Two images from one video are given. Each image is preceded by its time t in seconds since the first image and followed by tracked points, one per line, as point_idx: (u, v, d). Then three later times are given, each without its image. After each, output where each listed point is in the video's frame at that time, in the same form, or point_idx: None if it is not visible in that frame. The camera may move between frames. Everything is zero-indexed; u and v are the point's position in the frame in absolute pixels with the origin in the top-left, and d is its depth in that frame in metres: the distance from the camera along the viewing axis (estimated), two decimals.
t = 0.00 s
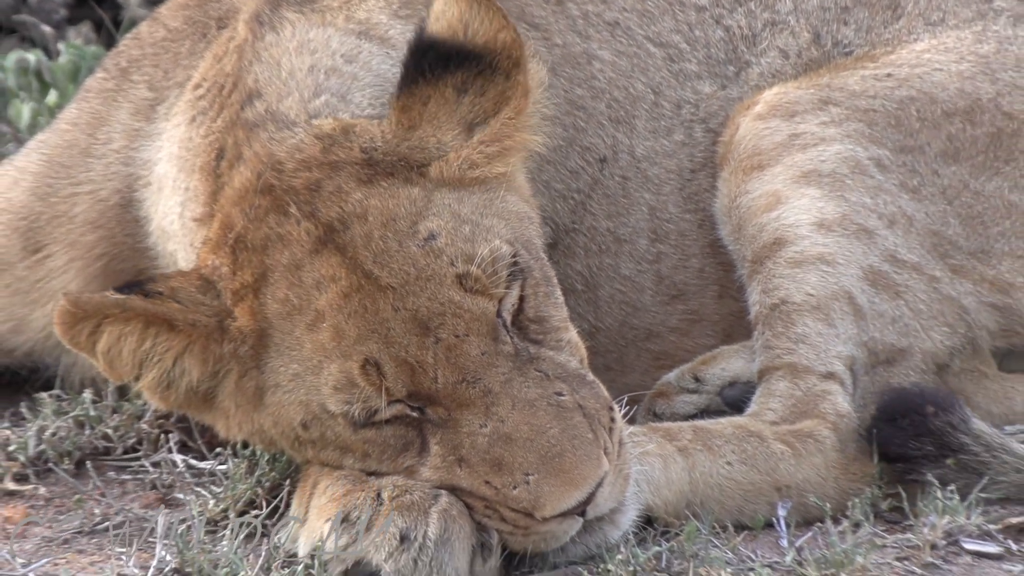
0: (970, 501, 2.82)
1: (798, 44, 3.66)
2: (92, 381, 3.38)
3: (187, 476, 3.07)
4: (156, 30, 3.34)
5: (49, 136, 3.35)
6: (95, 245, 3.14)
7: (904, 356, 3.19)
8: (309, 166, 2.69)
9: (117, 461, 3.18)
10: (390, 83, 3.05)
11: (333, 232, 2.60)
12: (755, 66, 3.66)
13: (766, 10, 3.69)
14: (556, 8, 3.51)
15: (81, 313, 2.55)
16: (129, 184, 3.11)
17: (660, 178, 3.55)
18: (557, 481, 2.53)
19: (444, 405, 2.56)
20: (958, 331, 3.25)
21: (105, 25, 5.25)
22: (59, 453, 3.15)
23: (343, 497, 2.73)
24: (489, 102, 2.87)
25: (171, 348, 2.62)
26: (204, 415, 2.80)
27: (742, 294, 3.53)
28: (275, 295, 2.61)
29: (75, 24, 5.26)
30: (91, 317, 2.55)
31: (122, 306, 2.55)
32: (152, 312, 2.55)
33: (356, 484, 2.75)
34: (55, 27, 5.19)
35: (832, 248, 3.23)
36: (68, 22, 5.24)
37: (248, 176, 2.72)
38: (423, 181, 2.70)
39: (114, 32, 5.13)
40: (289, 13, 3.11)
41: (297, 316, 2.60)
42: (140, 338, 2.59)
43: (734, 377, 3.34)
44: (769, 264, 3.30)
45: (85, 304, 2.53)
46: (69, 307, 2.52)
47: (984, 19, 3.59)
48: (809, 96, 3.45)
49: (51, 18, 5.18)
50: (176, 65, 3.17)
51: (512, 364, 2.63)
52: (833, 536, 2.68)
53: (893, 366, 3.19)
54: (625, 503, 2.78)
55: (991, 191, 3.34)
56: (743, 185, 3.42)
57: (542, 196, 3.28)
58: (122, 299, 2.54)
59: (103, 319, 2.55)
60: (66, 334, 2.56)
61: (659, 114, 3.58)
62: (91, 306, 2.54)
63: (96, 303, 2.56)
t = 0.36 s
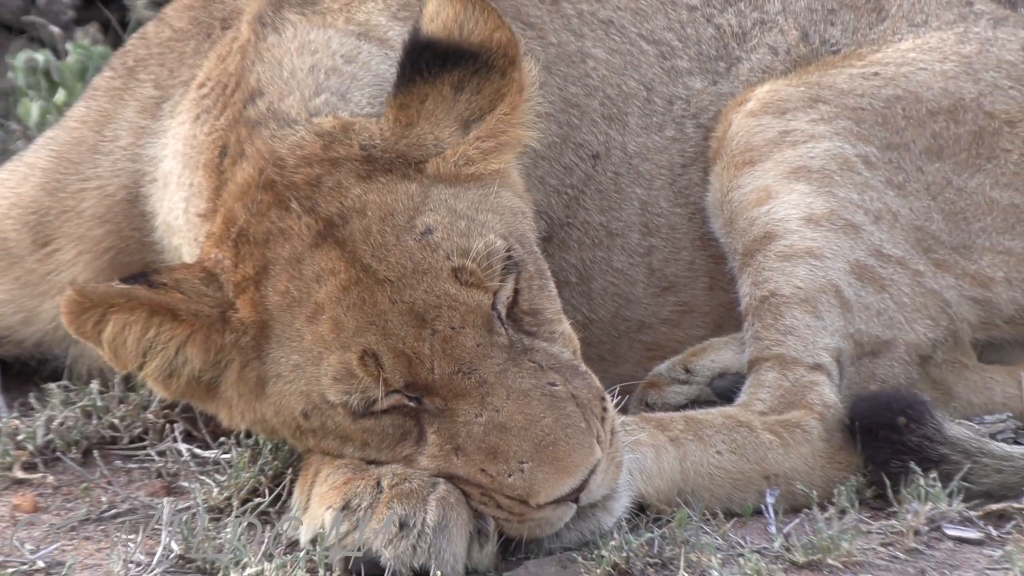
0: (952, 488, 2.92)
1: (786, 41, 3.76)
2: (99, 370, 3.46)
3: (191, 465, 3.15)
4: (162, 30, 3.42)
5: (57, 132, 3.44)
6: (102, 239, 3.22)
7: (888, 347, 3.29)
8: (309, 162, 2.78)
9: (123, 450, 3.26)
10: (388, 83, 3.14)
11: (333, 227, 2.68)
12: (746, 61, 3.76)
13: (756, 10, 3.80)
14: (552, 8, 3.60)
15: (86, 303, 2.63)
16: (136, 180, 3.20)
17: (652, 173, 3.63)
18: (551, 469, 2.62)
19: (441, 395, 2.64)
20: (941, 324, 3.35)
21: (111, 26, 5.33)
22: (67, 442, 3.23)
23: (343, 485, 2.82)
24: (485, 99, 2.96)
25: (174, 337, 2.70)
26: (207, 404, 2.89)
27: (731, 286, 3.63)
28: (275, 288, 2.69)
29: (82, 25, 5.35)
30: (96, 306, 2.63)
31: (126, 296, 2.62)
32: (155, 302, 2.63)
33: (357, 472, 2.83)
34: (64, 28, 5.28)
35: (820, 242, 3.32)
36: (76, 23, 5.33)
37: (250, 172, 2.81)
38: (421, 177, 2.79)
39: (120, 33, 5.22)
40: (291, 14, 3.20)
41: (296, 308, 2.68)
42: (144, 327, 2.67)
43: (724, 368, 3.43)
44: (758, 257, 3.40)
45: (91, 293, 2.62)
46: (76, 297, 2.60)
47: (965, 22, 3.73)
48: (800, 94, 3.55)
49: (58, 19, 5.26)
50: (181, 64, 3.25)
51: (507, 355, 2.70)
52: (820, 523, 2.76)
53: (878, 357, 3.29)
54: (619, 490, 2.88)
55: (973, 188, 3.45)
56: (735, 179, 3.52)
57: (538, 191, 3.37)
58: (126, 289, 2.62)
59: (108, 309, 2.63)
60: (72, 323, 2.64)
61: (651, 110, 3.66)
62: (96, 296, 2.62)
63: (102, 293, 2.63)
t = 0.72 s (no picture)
0: (932, 477, 3.02)
1: (770, 51, 3.89)
2: (107, 365, 3.57)
3: (196, 455, 3.26)
4: (168, 36, 3.53)
5: (67, 135, 3.55)
6: (110, 238, 3.33)
7: (871, 342, 3.41)
8: (312, 162, 2.88)
9: (130, 442, 3.37)
10: (388, 84, 3.25)
11: (335, 225, 2.78)
12: (730, 73, 3.88)
13: (741, 18, 3.92)
14: (544, 15, 3.70)
15: (96, 296, 2.73)
16: (142, 180, 3.31)
17: (642, 176, 3.74)
18: (546, 460, 2.72)
19: (439, 389, 2.73)
20: (921, 318, 3.46)
21: (119, 30, 5.48)
22: (76, 434, 3.34)
23: (344, 475, 2.91)
24: (483, 101, 3.07)
25: (181, 329, 2.81)
26: (213, 396, 2.99)
27: (718, 286, 3.74)
28: (279, 284, 2.79)
29: (89, 30, 5.45)
30: (105, 299, 2.73)
31: (135, 288, 2.73)
32: (164, 294, 2.74)
33: (356, 463, 2.93)
34: (73, 32, 5.38)
35: (803, 241, 3.43)
36: (84, 28, 5.43)
37: (255, 172, 2.91)
38: (420, 177, 2.89)
39: (127, 38, 5.35)
40: (293, 19, 3.31)
41: (299, 303, 2.78)
42: (152, 318, 2.77)
43: (712, 362, 3.55)
44: (743, 256, 3.51)
45: (101, 287, 2.71)
46: (87, 289, 2.70)
47: (945, 25, 3.91)
48: (779, 98, 3.66)
49: (69, 24, 5.36)
50: (186, 68, 3.36)
51: (503, 350, 2.80)
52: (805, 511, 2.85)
53: (860, 351, 3.40)
54: (610, 481, 2.98)
55: (952, 186, 3.55)
56: (718, 181, 3.63)
57: (532, 192, 3.47)
58: (135, 282, 2.72)
59: (117, 301, 2.73)
60: (83, 315, 2.74)
61: (641, 116, 3.78)
62: (106, 288, 2.72)
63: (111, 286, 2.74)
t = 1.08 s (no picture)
0: (912, 472, 3.14)
1: (755, 62, 4.04)
2: (117, 364, 3.70)
3: (203, 450, 3.39)
4: (176, 46, 3.66)
5: (78, 142, 3.68)
6: (120, 241, 3.45)
7: (852, 341, 3.54)
8: (316, 168, 3.01)
9: (140, 437, 3.50)
10: (388, 93, 3.38)
11: (337, 228, 2.91)
12: (717, 82, 4.03)
13: (728, 30, 4.07)
14: (538, 28, 3.83)
15: (107, 294, 2.85)
16: (152, 185, 3.43)
17: (632, 182, 3.88)
18: (540, 456, 2.84)
19: (437, 386, 2.85)
20: (901, 319, 3.59)
21: (129, 42, 5.67)
22: (88, 430, 3.46)
23: (345, 470, 3.03)
24: (480, 109, 3.21)
25: (188, 327, 2.93)
26: (219, 393, 3.12)
27: (706, 287, 3.87)
28: (283, 284, 2.92)
29: (101, 40, 5.68)
30: (116, 297, 2.85)
31: (145, 287, 2.85)
32: (172, 293, 2.86)
33: (358, 458, 3.05)
34: (84, 43, 5.56)
35: (787, 244, 3.56)
36: (95, 39, 5.63)
37: (260, 177, 3.04)
38: (420, 183, 3.02)
39: (137, 48, 5.53)
40: (297, 30, 3.44)
41: (302, 304, 2.90)
42: (160, 316, 2.89)
43: (700, 361, 3.68)
44: (729, 259, 3.64)
45: (112, 285, 2.83)
46: (98, 288, 2.82)
47: (924, 37, 4.09)
48: (764, 107, 3.80)
49: (80, 35, 5.55)
50: (194, 77, 3.49)
51: (499, 349, 2.91)
52: (789, 505, 2.97)
53: (842, 351, 3.53)
54: (602, 475, 3.10)
55: (930, 193, 3.70)
56: (705, 188, 3.77)
57: (527, 197, 3.60)
58: (145, 281, 2.85)
59: (127, 299, 2.86)
60: (95, 313, 2.86)
61: (631, 125, 3.92)
62: (117, 287, 2.84)
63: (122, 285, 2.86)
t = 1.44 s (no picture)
0: (893, 470, 3.27)
1: (744, 73, 4.21)
2: (129, 365, 3.85)
3: (212, 449, 3.53)
4: (186, 60, 3.80)
5: (92, 152, 3.83)
6: (132, 248, 3.59)
7: (836, 344, 3.68)
8: (320, 177, 3.14)
9: (151, 436, 3.64)
10: (389, 106, 3.52)
11: (341, 234, 3.04)
12: (708, 91, 4.18)
13: (717, 43, 4.25)
14: (534, 41, 3.97)
15: (119, 297, 2.97)
16: (162, 195, 3.57)
17: (624, 189, 4.02)
18: (535, 454, 2.98)
19: (436, 387, 2.98)
20: (882, 322, 3.73)
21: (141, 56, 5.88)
22: (101, 429, 3.61)
23: (348, 468, 3.16)
24: (478, 120, 3.34)
25: (197, 328, 3.06)
26: (226, 394, 3.26)
27: (696, 291, 4.01)
28: (289, 289, 3.04)
29: (115, 55, 5.92)
30: (128, 300, 2.97)
31: (156, 290, 2.98)
32: (182, 296, 2.99)
33: (361, 456, 3.17)
34: (99, 57, 5.80)
35: (773, 250, 3.70)
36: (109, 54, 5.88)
37: (267, 186, 3.17)
38: (419, 191, 3.15)
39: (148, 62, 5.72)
40: (301, 44, 3.58)
41: (307, 307, 3.04)
42: (170, 318, 3.01)
43: (689, 363, 3.82)
44: (718, 264, 3.78)
45: (124, 289, 2.96)
46: (111, 291, 2.94)
47: (904, 51, 4.25)
48: (754, 118, 3.96)
49: (95, 50, 5.77)
50: (203, 90, 3.63)
51: (496, 351, 3.05)
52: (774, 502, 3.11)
53: (826, 353, 3.67)
54: (595, 473, 3.24)
55: (911, 201, 3.83)
56: (696, 195, 3.92)
57: (522, 205, 3.74)
58: (156, 284, 2.98)
59: (138, 302, 2.98)
60: (107, 316, 2.98)
61: (623, 133, 4.06)
62: (128, 290, 2.97)
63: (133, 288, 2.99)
